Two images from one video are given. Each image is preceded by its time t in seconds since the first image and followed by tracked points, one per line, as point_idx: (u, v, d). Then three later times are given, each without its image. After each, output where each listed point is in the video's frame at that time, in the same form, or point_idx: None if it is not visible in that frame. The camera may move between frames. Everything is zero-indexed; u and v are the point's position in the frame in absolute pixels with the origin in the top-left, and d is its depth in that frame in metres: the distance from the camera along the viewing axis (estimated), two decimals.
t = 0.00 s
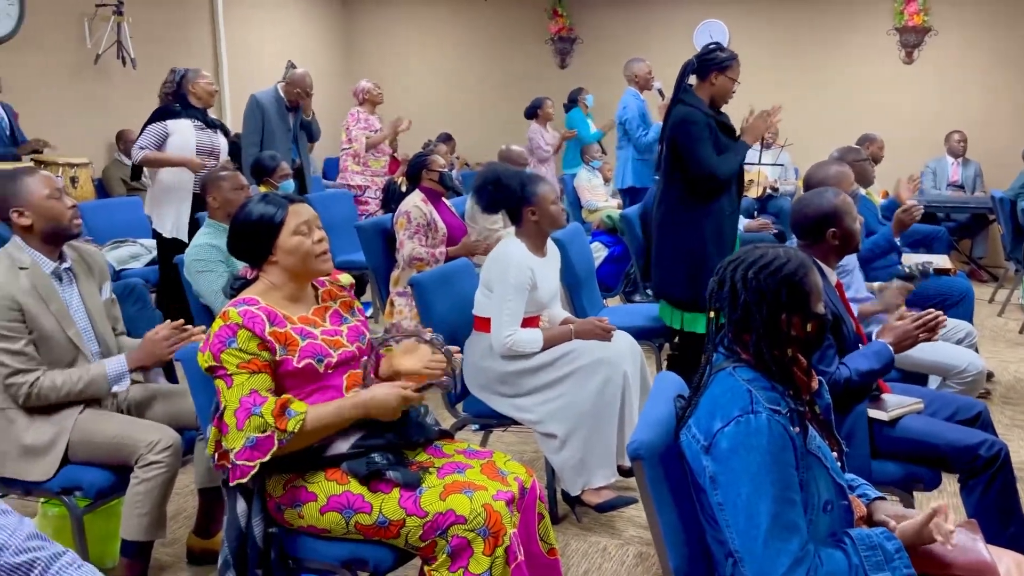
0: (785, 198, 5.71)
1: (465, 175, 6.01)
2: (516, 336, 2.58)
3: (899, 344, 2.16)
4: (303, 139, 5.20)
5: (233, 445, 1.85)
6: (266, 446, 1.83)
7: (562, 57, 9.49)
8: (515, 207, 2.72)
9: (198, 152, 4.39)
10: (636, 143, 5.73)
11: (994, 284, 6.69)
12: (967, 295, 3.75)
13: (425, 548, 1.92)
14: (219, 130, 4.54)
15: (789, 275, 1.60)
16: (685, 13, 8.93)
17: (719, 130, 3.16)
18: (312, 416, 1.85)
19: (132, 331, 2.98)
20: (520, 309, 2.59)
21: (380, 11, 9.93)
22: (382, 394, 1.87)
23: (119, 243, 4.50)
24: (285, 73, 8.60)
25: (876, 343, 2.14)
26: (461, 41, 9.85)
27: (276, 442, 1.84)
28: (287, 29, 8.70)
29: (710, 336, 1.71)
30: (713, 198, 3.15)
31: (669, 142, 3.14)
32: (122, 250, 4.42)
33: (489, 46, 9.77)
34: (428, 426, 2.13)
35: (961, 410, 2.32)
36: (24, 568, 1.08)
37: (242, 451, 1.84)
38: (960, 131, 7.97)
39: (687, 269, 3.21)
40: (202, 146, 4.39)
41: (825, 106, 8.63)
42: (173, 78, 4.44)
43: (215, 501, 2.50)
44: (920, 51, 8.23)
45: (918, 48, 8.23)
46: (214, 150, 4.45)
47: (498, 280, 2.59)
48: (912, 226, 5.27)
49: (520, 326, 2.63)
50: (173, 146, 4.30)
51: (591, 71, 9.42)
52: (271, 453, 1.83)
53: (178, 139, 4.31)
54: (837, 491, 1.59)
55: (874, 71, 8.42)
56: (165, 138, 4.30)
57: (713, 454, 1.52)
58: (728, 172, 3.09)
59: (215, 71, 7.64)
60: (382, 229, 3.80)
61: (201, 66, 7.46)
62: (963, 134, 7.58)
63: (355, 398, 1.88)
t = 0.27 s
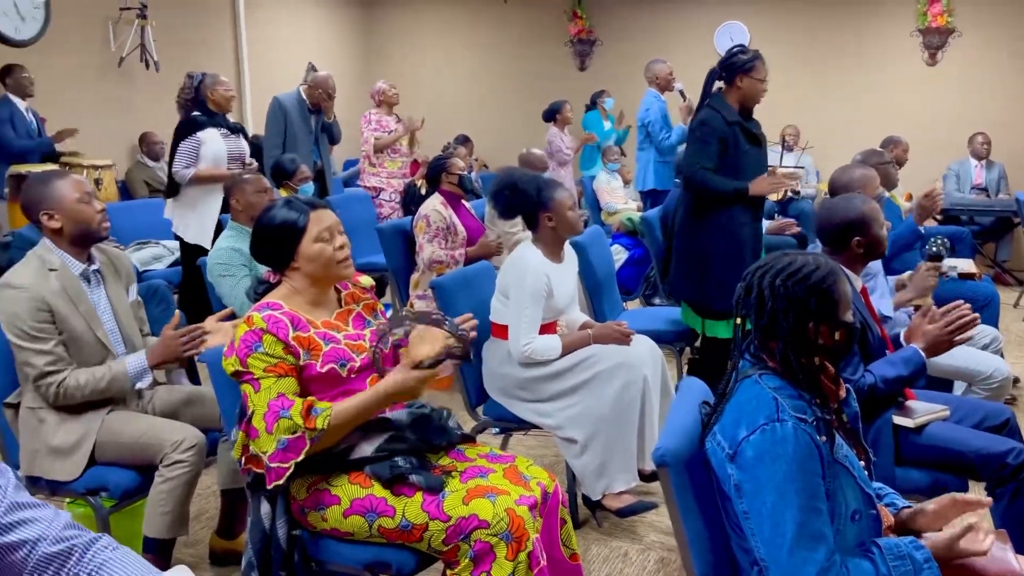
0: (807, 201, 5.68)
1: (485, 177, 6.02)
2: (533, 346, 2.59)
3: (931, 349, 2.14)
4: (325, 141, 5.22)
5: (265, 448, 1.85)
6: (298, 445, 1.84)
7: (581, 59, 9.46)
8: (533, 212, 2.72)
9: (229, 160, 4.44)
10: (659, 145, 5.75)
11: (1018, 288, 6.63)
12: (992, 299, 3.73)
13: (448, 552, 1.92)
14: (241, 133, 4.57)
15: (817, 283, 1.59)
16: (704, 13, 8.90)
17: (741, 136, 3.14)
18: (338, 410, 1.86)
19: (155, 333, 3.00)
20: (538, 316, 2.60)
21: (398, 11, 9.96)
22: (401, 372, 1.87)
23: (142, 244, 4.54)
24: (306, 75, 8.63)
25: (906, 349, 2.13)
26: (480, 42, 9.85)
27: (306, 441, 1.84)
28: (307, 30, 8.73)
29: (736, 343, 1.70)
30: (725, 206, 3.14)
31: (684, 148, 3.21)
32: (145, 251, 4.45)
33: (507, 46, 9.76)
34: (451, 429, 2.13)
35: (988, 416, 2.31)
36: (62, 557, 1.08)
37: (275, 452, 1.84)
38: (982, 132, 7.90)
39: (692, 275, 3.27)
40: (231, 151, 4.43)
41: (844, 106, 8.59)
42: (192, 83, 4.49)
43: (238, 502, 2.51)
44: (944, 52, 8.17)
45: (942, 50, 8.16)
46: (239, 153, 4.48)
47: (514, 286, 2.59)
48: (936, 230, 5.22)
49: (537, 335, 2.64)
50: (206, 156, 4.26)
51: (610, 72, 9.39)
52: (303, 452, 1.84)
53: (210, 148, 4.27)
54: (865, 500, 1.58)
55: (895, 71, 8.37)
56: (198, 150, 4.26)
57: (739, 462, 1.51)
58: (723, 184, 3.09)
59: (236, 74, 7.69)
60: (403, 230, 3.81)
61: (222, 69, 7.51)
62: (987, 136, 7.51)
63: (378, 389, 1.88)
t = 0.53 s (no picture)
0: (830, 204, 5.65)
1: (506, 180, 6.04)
2: (557, 351, 2.58)
3: (960, 357, 2.12)
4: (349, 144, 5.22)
5: (288, 455, 1.86)
6: (320, 453, 1.85)
7: (602, 62, 9.46)
8: (555, 216, 2.72)
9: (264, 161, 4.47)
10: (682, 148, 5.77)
11: None
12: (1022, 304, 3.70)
13: (473, 558, 1.92)
14: (268, 133, 4.57)
15: (846, 289, 1.58)
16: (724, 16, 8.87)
17: (767, 134, 3.11)
18: (361, 421, 1.86)
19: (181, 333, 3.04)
20: (562, 323, 2.60)
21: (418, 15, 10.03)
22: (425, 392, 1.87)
23: (167, 247, 4.55)
24: (327, 79, 8.72)
25: (933, 356, 2.11)
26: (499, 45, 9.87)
27: (329, 449, 1.85)
28: (328, 34, 8.81)
29: (764, 351, 1.69)
30: (743, 203, 3.12)
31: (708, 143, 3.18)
32: (170, 254, 4.46)
33: (527, 49, 9.77)
34: (476, 434, 2.13)
35: (1019, 424, 2.29)
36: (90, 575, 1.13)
37: (298, 460, 1.85)
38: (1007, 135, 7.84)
39: (709, 273, 3.23)
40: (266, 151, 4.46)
41: (865, 108, 8.56)
42: (217, 87, 4.53)
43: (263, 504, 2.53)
44: (970, 55, 8.09)
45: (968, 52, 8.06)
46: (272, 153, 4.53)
47: (537, 292, 2.59)
48: (964, 233, 5.17)
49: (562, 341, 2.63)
50: (244, 157, 4.34)
51: (629, 75, 9.39)
52: (324, 460, 1.84)
53: (248, 150, 4.34)
54: (897, 509, 1.57)
55: (917, 73, 8.33)
56: (236, 152, 4.32)
57: (768, 470, 1.50)
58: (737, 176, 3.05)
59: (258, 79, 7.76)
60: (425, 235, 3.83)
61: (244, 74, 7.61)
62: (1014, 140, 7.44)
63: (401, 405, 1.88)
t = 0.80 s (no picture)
0: (852, 209, 5.61)
1: (527, 185, 6.04)
2: (577, 355, 2.59)
3: (978, 362, 2.15)
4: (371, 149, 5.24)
5: (311, 458, 1.87)
6: (344, 459, 1.85)
7: (623, 66, 9.45)
8: (577, 221, 2.72)
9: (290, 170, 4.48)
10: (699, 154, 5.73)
11: None
12: None
13: (497, 562, 1.92)
14: (296, 144, 4.60)
15: (879, 295, 1.57)
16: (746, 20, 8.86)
17: (792, 138, 3.11)
18: (387, 427, 1.87)
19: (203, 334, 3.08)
20: (582, 327, 2.59)
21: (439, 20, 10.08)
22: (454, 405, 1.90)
23: (191, 251, 4.57)
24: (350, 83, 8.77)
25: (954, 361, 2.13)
26: (520, 50, 9.90)
27: (352, 455, 1.86)
28: (350, 39, 8.87)
29: (794, 355, 1.68)
30: (777, 208, 3.11)
31: (736, 150, 3.15)
32: (193, 258, 4.49)
33: (548, 54, 9.78)
34: (499, 440, 2.13)
35: None
36: None
37: (321, 463, 1.86)
38: None
39: (745, 281, 3.21)
40: (291, 161, 4.47)
41: (887, 113, 8.52)
42: (249, 93, 4.58)
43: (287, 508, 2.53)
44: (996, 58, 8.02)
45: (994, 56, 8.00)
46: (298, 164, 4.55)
47: (559, 296, 2.59)
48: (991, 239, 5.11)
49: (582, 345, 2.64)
50: (270, 166, 4.36)
51: (651, 79, 9.38)
52: (348, 465, 1.85)
53: (273, 159, 4.36)
54: (928, 518, 1.55)
55: (940, 77, 8.28)
56: (262, 161, 4.34)
57: (798, 476, 1.50)
58: (786, 184, 3.02)
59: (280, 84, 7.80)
60: (445, 240, 3.84)
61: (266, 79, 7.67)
62: None
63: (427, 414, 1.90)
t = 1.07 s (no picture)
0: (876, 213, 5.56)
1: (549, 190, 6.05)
2: (599, 357, 2.59)
3: (1008, 364, 2.10)
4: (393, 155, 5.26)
5: (346, 454, 1.86)
6: (379, 450, 1.85)
7: (643, 71, 9.43)
8: (602, 224, 2.72)
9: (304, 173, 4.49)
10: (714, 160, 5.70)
11: None
12: None
13: (520, 568, 1.91)
14: (317, 148, 4.62)
15: (905, 298, 1.56)
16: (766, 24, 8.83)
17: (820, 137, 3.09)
18: (415, 417, 1.86)
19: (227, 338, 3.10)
20: (606, 330, 2.59)
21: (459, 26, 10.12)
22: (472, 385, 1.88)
23: (214, 256, 4.59)
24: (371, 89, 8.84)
25: (985, 363, 2.09)
26: (540, 56, 9.92)
27: (387, 445, 1.86)
28: (371, 45, 8.93)
29: (819, 360, 1.67)
30: (811, 203, 3.08)
31: (768, 150, 3.10)
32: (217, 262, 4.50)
33: (567, 59, 9.80)
34: (522, 445, 2.12)
35: None
36: None
37: (357, 458, 1.85)
38: None
39: (785, 279, 3.15)
40: (307, 164, 4.48)
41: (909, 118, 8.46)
42: (272, 97, 4.56)
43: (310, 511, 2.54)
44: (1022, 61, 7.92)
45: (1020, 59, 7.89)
46: (315, 168, 4.55)
47: (583, 298, 2.59)
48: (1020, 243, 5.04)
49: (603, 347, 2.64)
50: (280, 168, 4.39)
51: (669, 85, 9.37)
52: (384, 456, 1.85)
53: (285, 161, 4.40)
54: (957, 524, 1.54)
55: (963, 82, 8.21)
56: (273, 161, 4.38)
57: (824, 482, 1.49)
58: (832, 175, 2.96)
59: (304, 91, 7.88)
60: (465, 246, 3.86)
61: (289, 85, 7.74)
62: None
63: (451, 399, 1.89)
